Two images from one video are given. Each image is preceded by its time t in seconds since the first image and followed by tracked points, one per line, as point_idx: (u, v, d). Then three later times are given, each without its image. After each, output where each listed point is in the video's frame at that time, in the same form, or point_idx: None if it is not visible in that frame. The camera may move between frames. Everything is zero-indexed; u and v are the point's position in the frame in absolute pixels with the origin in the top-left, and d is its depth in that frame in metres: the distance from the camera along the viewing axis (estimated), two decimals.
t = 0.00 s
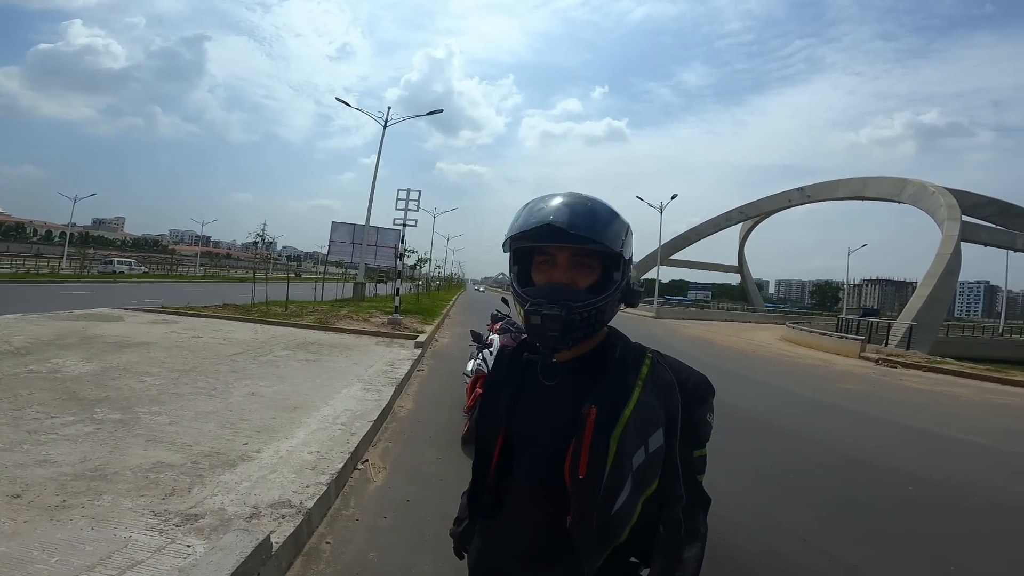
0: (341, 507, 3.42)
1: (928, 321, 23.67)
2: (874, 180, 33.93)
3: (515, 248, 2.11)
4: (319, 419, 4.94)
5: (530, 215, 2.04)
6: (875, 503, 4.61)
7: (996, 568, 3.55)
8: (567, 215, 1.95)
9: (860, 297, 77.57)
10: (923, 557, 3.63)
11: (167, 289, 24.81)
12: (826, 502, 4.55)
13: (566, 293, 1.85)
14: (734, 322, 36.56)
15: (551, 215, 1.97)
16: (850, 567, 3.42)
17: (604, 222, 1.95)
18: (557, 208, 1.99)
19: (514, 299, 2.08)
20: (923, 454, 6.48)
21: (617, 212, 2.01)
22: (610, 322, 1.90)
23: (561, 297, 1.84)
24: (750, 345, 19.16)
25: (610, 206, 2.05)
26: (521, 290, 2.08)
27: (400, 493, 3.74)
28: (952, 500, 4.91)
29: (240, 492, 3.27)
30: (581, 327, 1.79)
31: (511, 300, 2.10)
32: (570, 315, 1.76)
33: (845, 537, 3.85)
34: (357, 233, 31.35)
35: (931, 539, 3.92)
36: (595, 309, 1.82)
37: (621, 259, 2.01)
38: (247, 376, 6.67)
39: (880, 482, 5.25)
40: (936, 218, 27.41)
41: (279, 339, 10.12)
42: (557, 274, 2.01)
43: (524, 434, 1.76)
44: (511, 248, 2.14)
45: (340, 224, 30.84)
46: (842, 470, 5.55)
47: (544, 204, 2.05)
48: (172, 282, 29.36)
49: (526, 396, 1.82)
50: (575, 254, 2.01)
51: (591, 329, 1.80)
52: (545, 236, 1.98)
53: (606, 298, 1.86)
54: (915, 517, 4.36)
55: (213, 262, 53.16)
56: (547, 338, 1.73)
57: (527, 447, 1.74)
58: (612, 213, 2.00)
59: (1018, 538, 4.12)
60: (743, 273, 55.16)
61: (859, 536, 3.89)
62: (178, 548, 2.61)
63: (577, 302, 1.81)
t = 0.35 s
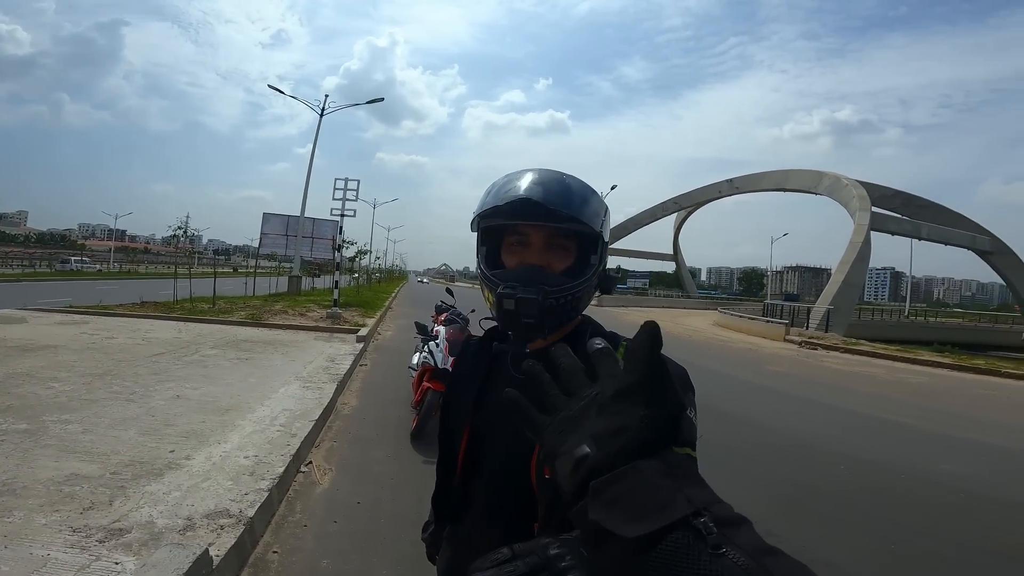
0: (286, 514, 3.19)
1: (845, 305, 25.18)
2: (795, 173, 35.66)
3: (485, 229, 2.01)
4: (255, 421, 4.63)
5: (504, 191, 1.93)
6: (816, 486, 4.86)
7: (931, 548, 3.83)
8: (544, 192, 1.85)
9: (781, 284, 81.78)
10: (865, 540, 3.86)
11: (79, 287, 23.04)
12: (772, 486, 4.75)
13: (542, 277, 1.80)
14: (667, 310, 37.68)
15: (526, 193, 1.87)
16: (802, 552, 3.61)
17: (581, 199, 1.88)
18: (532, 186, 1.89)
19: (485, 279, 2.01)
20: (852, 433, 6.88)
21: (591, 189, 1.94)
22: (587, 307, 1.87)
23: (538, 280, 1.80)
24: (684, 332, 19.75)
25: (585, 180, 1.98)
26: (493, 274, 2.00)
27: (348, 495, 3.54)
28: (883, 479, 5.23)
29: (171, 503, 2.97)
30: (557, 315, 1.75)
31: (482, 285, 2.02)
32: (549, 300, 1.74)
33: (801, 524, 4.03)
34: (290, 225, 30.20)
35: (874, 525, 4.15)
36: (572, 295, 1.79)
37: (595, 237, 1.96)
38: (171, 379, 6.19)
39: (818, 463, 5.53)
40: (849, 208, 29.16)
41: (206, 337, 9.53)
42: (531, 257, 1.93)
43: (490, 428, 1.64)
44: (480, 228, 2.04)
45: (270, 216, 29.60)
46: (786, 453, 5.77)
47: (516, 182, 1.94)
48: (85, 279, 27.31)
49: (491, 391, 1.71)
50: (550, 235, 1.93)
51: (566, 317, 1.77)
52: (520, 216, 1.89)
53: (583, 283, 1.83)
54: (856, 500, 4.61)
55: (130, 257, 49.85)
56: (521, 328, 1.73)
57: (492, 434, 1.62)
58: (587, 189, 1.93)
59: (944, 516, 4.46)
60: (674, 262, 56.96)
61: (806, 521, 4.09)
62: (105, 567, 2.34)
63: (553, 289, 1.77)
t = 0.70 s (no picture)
0: (268, 535, 3.09)
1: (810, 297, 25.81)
2: (755, 171, 36.47)
3: (462, 238, 2.00)
4: (230, 442, 4.49)
5: (484, 199, 1.92)
6: (797, 478, 4.96)
7: (910, 534, 3.97)
8: (525, 199, 1.86)
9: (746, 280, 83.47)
10: (850, 529, 3.97)
11: (33, 312, 22.13)
12: (755, 480, 4.83)
13: (525, 285, 1.81)
14: (639, 309, 38.07)
15: (508, 199, 1.87)
16: (791, 544, 3.68)
17: (561, 208, 1.90)
18: (512, 193, 1.89)
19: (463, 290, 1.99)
20: (826, 424, 7.03)
21: (570, 199, 1.97)
22: (567, 317, 1.89)
23: (522, 286, 1.81)
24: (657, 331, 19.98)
25: (562, 191, 2.02)
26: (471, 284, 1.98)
27: (331, 513, 3.46)
28: (859, 468, 5.36)
29: (148, 528, 2.84)
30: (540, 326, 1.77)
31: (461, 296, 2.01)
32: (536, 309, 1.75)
33: (784, 514, 4.15)
34: (256, 241, 29.68)
35: (850, 513, 4.27)
36: (552, 303, 1.81)
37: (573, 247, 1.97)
38: (138, 402, 5.98)
39: (796, 455, 5.64)
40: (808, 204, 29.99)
41: (173, 358, 9.25)
42: (512, 266, 1.92)
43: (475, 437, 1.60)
44: (458, 237, 2.02)
45: (236, 232, 29.03)
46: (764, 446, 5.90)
47: (495, 190, 1.93)
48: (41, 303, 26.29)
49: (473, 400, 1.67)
50: (529, 245, 1.94)
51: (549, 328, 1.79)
52: (501, 224, 1.88)
53: (565, 292, 1.85)
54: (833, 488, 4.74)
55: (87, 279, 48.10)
56: (507, 334, 1.77)
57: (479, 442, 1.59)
58: (565, 198, 1.96)
59: (921, 501, 4.60)
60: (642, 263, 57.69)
61: (791, 514, 4.17)
62: None
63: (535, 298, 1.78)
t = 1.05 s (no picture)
0: (252, 529, 3.07)
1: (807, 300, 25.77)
2: (755, 173, 36.42)
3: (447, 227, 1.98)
4: (218, 436, 4.46)
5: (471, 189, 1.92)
6: (789, 481, 4.95)
7: (899, 537, 3.97)
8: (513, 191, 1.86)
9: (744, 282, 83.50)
10: (840, 532, 3.97)
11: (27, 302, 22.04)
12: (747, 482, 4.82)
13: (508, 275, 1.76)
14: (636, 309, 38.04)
15: (496, 187, 1.86)
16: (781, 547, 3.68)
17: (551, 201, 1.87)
18: (499, 184, 1.89)
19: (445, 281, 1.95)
20: (818, 427, 7.03)
21: (560, 194, 1.94)
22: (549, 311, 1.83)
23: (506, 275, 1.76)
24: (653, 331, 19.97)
25: (553, 184, 1.99)
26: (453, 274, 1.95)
27: (317, 508, 3.45)
28: (850, 470, 5.36)
29: (128, 521, 2.82)
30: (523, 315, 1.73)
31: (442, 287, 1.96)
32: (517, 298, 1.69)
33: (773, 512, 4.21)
34: (253, 234, 29.59)
35: (839, 514, 4.29)
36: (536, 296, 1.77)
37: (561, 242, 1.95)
38: (127, 394, 5.94)
39: (787, 457, 5.63)
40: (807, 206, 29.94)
41: (166, 350, 9.21)
42: (495, 257, 1.88)
43: (441, 439, 1.58)
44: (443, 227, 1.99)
45: (233, 224, 28.94)
46: (755, 446, 5.93)
47: (482, 179, 1.94)
48: (35, 293, 26.18)
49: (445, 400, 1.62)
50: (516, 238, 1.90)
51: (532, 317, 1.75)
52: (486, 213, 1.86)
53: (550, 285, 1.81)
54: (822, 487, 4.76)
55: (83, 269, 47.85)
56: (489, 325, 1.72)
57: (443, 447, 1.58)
58: (555, 192, 1.94)
59: (911, 505, 4.60)
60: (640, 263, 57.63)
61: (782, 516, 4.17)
62: None
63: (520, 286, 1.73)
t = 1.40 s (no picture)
0: (243, 522, 3.08)
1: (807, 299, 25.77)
2: (757, 171, 36.34)
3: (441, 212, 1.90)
4: (212, 429, 4.47)
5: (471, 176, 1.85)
6: (782, 480, 4.97)
7: (890, 537, 3.99)
8: (514, 183, 1.80)
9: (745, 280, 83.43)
10: (832, 532, 3.99)
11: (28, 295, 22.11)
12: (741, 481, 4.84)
13: (504, 271, 1.73)
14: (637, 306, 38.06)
15: (496, 178, 1.81)
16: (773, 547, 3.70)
17: (551, 198, 1.84)
18: (500, 174, 1.83)
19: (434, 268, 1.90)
20: (813, 426, 7.04)
21: (558, 190, 1.91)
22: (540, 309, 1.83)
23: (498, 272, 1.73)
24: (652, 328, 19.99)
25: (551, 178, 1.95)
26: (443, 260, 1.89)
27: (309, 502, 3.46)
28: (842, 470, 5.39)
29: (118, 513, 2.82)
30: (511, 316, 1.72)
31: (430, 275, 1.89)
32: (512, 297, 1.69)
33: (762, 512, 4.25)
34: (254, 228, 29.62)
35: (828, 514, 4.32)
36: (529, 296, 1.76)
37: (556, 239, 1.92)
38: (123, 387, 5.95)
39: (780, 456, 5.65)
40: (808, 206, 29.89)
41: (164, 344, 9.23)
42: (488, 249, 1.84)
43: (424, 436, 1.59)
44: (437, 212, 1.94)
45: (234, 219, 28.98)
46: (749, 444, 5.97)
47: (482, 168, 1.88)
48: (38, 286, 26.30)
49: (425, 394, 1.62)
50: (511, 230, 1.86)
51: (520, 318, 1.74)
52: (486, 203, 1.80)
53: (540, 285, 1.79)
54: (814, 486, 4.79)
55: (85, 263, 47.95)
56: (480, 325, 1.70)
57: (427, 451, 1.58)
58: (554, 189, 1.90)
59: (903, 505, 4.62)
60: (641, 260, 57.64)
61: (774, 516, 4.19)
62: None
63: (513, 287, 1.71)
